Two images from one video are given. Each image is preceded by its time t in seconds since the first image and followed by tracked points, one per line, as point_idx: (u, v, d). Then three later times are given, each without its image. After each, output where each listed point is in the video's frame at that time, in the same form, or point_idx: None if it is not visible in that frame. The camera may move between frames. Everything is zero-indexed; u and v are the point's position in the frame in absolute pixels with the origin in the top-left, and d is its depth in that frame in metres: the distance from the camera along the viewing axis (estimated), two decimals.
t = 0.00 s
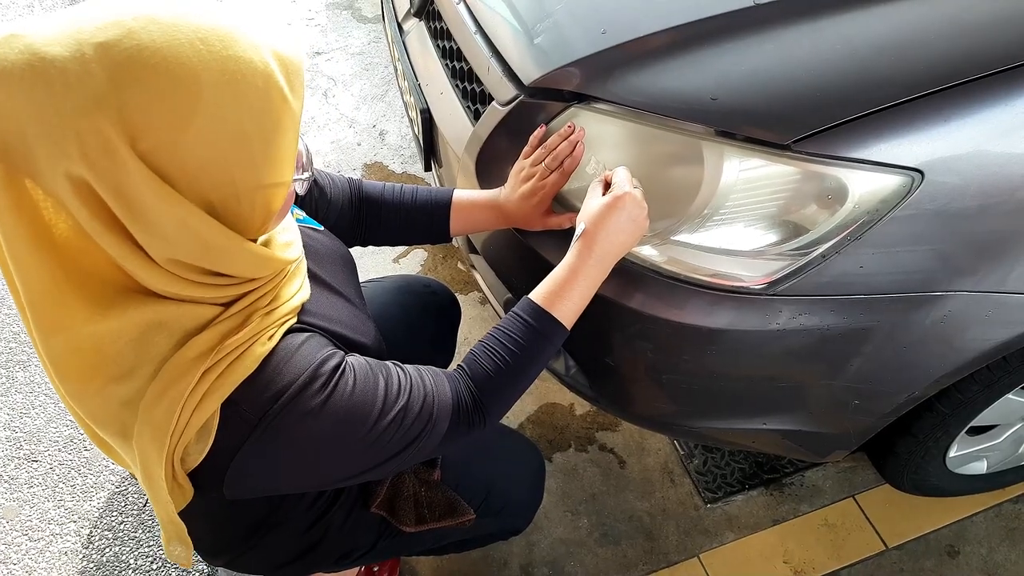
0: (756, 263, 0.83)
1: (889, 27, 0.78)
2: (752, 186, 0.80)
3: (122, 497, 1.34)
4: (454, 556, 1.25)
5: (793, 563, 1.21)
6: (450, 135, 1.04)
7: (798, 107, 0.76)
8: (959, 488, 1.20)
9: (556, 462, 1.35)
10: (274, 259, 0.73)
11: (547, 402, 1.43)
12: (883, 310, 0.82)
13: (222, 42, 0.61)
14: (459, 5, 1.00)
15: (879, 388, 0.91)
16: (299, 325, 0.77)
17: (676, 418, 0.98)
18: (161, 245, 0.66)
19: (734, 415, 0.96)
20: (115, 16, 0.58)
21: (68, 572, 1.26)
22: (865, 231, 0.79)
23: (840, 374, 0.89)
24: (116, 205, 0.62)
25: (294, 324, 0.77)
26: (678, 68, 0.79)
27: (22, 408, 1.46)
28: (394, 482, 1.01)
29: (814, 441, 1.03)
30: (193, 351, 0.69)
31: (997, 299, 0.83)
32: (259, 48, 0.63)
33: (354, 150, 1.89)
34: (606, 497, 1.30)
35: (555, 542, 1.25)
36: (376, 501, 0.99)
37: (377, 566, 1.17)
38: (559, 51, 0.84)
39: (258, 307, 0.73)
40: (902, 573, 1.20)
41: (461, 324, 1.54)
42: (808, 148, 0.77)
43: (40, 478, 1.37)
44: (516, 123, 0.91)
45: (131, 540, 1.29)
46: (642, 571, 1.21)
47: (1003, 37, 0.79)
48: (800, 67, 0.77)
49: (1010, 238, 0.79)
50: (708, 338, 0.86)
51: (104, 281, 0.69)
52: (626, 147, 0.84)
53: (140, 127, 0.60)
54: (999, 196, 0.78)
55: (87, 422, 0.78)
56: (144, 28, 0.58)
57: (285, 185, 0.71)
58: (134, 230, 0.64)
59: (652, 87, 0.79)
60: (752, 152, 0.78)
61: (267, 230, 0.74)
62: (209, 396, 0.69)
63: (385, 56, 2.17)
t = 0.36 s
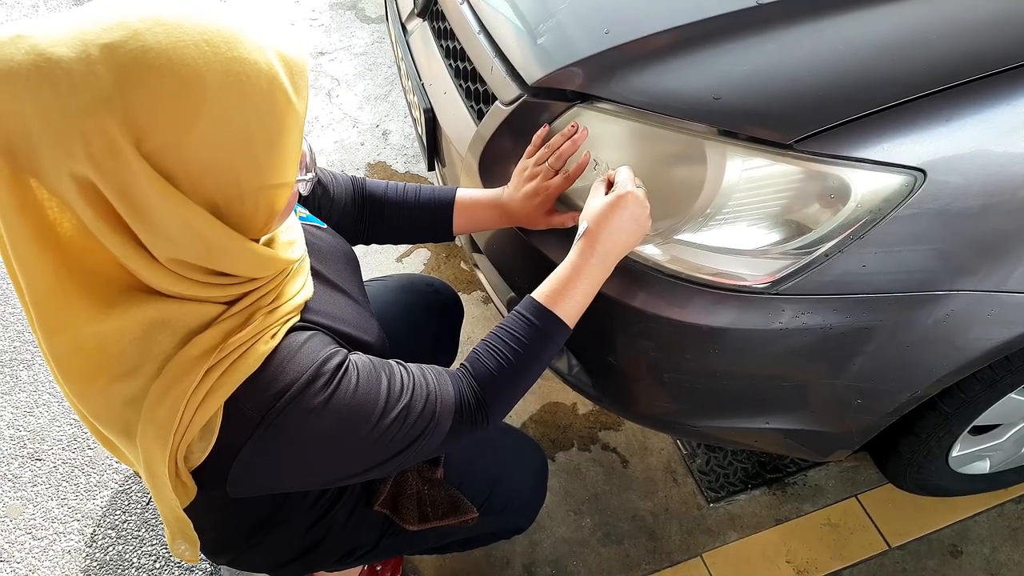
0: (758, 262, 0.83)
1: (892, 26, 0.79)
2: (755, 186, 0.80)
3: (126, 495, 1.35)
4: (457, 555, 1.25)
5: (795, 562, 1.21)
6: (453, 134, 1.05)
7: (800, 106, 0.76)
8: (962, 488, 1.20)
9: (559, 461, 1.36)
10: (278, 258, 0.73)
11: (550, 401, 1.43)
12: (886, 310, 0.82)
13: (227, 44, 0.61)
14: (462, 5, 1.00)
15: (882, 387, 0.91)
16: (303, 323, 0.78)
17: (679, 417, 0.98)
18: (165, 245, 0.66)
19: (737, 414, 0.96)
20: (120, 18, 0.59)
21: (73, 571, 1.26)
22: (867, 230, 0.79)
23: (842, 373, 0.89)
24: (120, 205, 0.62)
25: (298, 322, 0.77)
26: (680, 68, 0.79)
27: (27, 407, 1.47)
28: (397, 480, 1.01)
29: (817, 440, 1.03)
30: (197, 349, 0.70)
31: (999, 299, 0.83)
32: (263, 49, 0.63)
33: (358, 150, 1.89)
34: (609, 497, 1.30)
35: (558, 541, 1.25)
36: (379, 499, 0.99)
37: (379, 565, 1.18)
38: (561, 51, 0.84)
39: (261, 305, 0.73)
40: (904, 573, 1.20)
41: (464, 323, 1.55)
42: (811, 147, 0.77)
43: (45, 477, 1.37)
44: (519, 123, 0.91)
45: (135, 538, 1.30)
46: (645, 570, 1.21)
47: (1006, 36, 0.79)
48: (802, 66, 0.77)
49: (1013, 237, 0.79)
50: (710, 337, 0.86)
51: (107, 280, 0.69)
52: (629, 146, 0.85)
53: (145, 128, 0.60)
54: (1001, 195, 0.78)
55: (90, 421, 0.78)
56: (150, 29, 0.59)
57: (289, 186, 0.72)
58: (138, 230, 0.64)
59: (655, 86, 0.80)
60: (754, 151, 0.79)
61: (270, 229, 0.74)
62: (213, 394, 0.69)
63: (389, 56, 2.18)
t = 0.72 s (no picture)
0: (758, 261, 0.83)
1: (889, 26, 0.79)
2: (753, 185, 0.81)
3: (127, 495, 1.35)
4: (457, 555, 1.25)
5: (795, 562, 1.22)
6: (453, 135, 1.05)
7: (798, 106, 0.77)
8: (961, 487, 1.21)
9: (559, 461, 1.36)
10: (279, 256, 0.74)
11: (550, 401, 1.43)
12: (885, 308, 0.83)
13: (232, 43, 0.62)
14: (463, 6, 1.01)
15: (882, 385, 0.91)
16: (303, 322, 0.78)
17: (678, 417, 0.98)
18: (169, 243, 0.66)
19: (736, 413, 0.96)
20: (126, 16, 0.59)
21: (73, 571, 1.26)
22: (866, 229, 0.79)
23: (841, 372, 0.89)
24: (124, 203, 0.63)
25: (299, 321, 0.77)
26: (679, 68, 0.80)
27: (28, 408, 1.47)
28: (398, 478, 1.02)
29: (816, 439, 1.03)
30: (199, 347, 0.70)
31: (997, 297, 0.83)
32: (268, 49, 0.64)
33: (358, 151, 1.90)
34: (609, 496, 1.30)
35: (558, 540, 1.26)
36: (379, 497, 1.00)
37: (380, 564, 1.18)
38: (561, 51, 0.85)
39: (263, 304, 0.73)
40: (904, 572, 1.20)
41: (464, 324, 1.55)
42: (809, 147, 0.77)
43: (46, 477, 1.37)
44: (519, 122, 0.91)
45: (136, 538, 1.30)
46: (645, 570, 1.21)
47: (1003, 36, 0.80)
48: (800, 66, 0.77)
49: (1010, 235, 0.80)
50: (710, 337, 0.86)
51: (111, 278, 0.69)
52: (629, 146, 0.85)
53: (150, 126, 0.60)
54: (999, 194, 0.78)
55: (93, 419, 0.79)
56: (156, 29, 0.59)
57: (292, 185, 0.72)
58: (142, 228, 0.65)
59: (655, 86, 0.80)
60: (753, 151, 0.79)
61: (273, 228, 0.75)
62: (215, 392, 0.69)
63: (389, 58, 2.18)
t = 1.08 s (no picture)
0: (754, 261, 0.84)
1: (884, 28, 0.80)
2: (750, 185, 0.81)
3: (127, 496, 1.35)
4: (456, 555, 1.26)
5: (793, 562, 1.22)
6: (452, 136, 1.06)
7: (794, 107, 0.78)
8: (959, 487, 1.21)
9: (557, 461, 1.36)
10: (274, 255, 0.74)
11: (549, 402, 1.44)
12: (881, 308, 0.83)
13: (224, 44, 0.62)
14: (461, 8, 1.02)
15: (878, 385, 0.92)
16: (297, 320, 0.78)
17: (676, 416, 0.99)
18: (163, 241, 0.67)
19: (733, 412, 0.97)
20: (120, 17, 0.60)
21: (73, 571, 1.26)
22: (861, 228, 0.80)
23: (838, 371, 0.90)
24: (118, 201, 0.63)
25: (293, 319, 0.78)
26: (676, 70, 0.81)
27: (28, 408, 1.47)
28: (392, 480, 1.02)
29: (813, 439, 1.03)
30: (193, 344, 0.71)
31: (993, 297, 0.84)
32: (260, 50, 0.64)
33: (358, 153, 1.91)
34: (608, 497, 1.31)
35: (557, 541, 1.26)
36: (374, 498, 1.00)
37: (379, 565, 1.18)
38: (559, 53, 0.85)
39: (256, 301, 0.74)
40: (902, 572, 1.21)
41: (463, 325, 1.55)
42: (806, 147, 0.78)
43: (46, 478, 1.37)
44: (516, 124, 0.92)
45: (136, 538, 1.30)
46: (643, 570, 1.22)
47: (996, 37, 0.80)
48: (795, 68, 0.78)
49: (1005, 235, 0.80)
50: (707, 336, 0.87)
51: (105, 275, 0.70)
52: (626, 147, 0.86)
53: (143, 125, 0.61)
54: (993, 194, 0.79)
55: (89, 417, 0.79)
56: (150, 29, 0.60)
57: (285, 184, 0.73)
58: (136, 226, 0.65)
59: (652, 87, 0.81)
60: (749, 151, 0.80)
61: (267, 227, 0.75)
62: (209, 388, 0.70)
63: (389, 61, 2.19)
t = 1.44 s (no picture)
0: (749, 260, 0.84)
1: (877, 28, 0.81)
2: (745, 184, 0.82)
3: (126, 498, 1.35)
4: (455, 556, 1.26)
5: (792, 561, 1.22)
6: (450, 137, 1.06)
7: (788, 107, 0.78)
8: (956, 485, 1.21)
9: (555, 462, 1.36)
10: (265, 255, 0.75)
11: (547, 403, 1.44)
12: (876, 307, 0.84)
13: (198, 49, 0.62)
14: (458, 10, 1.02)
15: (874, 384, 0.92)
16: (291, 321, 0.79)
17: (673, 416, 0.99)
18: (148, 245, 0.67)
19: (730, 411, 0.97)
20: (94, 25, 0.60)
21: (72, 573, 1.27)
22: (856, 228, 0.80)
23: (833, 370, 0.90)
24: (100, 208, 0.64)
25: (287, 320, 0.78)
26: (670, 70, 0.81)
27: (27, 411, 1.48)
28: (386, 481, 1.02)
29: (810, 438, 1.04)
30: (185, 344, 0.71)
31: (987, 295, 0.84)
32: (235, 50, 0.64)
33: (357, 156, 1.91)
34: (606, 497, 1.31)
35: (555, 541, 1.26)
36: (369, 500, 1.00)
37: (377, 566, 1.18)
38: (555, 55, 0.86)
39: (250, 301, 0.74)
40: (900, 571, 1.21)
41: (461, 326, 1.56)
42: (800, 146, 0.79)
43: (45, 480, 1.38)
44: (512, 125, 0.93)
45: (135, 540, 1.30)
46: (642, 570, 1.22)
47: (988, 37, 0.81)
48: (789, 68, 0.79)
49: (998, 234, 0.81)
50: (704, 335, 0.87)
51: (95, 279, 0.70)
52: (620, 147, 0.86)
53: (121, 132, 0.61)
54: (986, 193, 0.79)
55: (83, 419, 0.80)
56: (123, 37, 0.60)
57: (269, 186, 0.73)
58: (121, 232, 0.66)
59: (646, 88, 0.81)
60: (743, 151, 0.80)
61: (257, 228, 0.76)
62: (201, 388, 0.70)
63: (387, 64, 2.20)
